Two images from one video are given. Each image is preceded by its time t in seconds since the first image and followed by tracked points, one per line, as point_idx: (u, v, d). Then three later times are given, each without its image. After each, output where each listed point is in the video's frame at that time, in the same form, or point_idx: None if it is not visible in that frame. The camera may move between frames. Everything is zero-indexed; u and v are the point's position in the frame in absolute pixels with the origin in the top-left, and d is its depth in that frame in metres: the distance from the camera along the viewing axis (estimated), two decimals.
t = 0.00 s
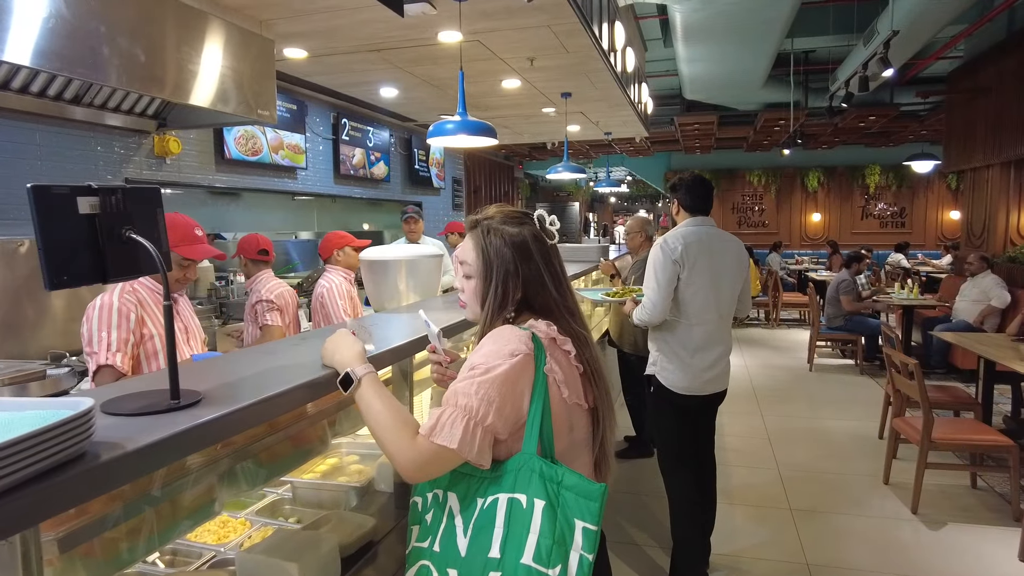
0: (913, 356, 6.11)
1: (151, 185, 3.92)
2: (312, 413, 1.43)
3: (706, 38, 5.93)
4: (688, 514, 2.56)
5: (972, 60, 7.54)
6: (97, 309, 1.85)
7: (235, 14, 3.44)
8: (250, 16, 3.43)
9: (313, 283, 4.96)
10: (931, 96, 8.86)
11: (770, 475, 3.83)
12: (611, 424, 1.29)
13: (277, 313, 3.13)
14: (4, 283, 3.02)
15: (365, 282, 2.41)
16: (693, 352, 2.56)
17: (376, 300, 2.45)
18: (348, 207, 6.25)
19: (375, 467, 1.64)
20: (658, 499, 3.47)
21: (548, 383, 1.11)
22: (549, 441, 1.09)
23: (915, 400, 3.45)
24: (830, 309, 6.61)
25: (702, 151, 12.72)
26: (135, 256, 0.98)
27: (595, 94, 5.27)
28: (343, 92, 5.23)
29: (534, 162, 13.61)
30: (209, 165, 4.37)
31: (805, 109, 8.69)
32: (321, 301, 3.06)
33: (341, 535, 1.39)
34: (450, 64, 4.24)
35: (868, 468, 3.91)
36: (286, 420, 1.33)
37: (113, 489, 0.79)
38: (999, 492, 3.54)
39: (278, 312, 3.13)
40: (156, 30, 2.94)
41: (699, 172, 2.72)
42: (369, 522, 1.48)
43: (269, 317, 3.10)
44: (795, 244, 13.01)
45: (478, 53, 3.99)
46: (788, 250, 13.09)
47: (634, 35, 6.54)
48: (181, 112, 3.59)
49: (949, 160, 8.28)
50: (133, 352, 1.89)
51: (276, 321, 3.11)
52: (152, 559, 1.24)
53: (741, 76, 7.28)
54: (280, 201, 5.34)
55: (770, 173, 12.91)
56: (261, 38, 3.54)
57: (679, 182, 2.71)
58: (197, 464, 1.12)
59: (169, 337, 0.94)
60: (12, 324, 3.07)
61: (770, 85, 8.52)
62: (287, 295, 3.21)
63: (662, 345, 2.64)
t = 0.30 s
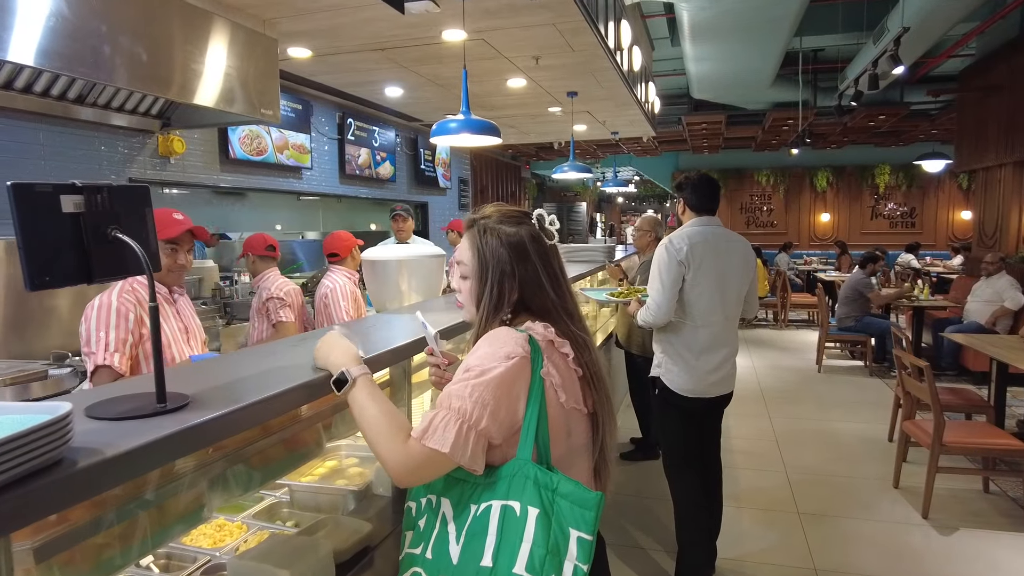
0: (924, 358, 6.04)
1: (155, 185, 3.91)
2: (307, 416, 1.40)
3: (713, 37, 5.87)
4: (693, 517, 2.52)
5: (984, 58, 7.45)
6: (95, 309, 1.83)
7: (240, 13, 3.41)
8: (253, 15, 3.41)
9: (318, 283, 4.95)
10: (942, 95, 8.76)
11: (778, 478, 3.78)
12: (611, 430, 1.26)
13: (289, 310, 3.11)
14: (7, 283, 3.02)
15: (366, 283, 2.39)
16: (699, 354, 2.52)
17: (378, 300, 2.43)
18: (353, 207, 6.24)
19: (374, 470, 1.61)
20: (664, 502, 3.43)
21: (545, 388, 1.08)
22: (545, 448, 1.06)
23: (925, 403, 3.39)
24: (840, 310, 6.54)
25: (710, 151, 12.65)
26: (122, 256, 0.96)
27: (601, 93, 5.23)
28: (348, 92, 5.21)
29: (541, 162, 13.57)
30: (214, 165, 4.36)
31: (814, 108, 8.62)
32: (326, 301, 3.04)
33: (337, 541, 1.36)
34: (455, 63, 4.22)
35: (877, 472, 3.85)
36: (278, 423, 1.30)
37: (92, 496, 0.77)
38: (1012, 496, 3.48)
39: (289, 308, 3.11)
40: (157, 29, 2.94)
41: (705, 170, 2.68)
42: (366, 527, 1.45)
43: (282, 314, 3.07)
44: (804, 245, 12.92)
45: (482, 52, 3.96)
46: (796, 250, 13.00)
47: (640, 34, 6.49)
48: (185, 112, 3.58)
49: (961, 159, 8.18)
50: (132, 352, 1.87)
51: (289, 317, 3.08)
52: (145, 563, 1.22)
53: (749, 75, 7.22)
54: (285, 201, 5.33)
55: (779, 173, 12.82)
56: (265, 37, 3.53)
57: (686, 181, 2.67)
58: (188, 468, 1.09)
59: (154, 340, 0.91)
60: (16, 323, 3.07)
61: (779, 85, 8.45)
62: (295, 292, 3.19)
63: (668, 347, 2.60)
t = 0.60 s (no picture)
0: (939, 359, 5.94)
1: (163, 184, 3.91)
2: (303, 416, 1.37)
3: (724, 34, 5.81)
4: (703, 521, 2.47)
5: (1000, 55, 7.32)
6: (94, 309, 1.82)
7: (246, 12, 3.40)
8: (259, 14, 3.40)
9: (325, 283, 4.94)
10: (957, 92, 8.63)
11: (791, 481, 3.72)
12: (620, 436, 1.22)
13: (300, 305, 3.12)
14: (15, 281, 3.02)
15: (370, 283, 2.37)
16: (708, 355, 2.48)
17: (383, 300, 2.40)
18: (362, 206, 6.23)
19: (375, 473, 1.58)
20: (674, 505, 3.38)
21: (553, 391, 1.04)
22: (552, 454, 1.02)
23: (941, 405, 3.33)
24: (853, 310, 6.46)
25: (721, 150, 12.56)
26: (111, 254, 0.93)
27: (611, 90, 5.18)
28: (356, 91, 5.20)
29: (550, 162, 13.53)
30: (221, 165, 4.36)
31: (826, 107, 8.52)
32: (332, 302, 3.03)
33: (336, 545, 1.33)
34: (462, 61, 4.19)
35: (892, 476, 3.78)
36: (274, 424, 1.27)
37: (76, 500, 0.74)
38: None
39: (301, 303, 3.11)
40: (163, 27, 2.93)
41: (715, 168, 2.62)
42: (365, 531, 1.42)
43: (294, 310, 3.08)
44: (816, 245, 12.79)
45: (490, 50, 3.93)
46: (808, 250, 12.88)
47: (650, 32, 6.44)
48: (192, 111, 3.58)
49: (977, 157, 8.05)
50: (130, 354, 1.86)
51: (300, 313, 3.09)
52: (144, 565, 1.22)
53: (761, 73, 7.14)
54: (293, 200, 5.32)
55: (791, 172, 12.70)
56: (272, 36, 3.52)
57: (696, 179, 2.62)
58: (182, 470, 1.07)
59: (145, 340, 0.88)
60: (23, 322, 3.08)
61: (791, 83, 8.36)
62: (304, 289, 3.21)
63: (677, 348, 2.56)
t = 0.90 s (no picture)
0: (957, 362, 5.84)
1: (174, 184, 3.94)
2: (302, 420, 1.36)
3: (737, 33, 5.75)
4: (713, 526, 2.44)
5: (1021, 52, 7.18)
6: (94, 312, 1.82)
7: (254, 12, 3.34)
8: (268, 15, 3.40)
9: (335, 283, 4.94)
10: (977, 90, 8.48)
11: (803, 486, 3.66)
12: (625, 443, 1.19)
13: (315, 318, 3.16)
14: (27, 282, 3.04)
15: (379, 284, 2.36)
16: (719, 358, 2.44)
17: (391, 301, 2.39)
18: (373, 206, 6.24)
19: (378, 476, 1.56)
20: (684, 509, 3.34)
21: (551, 397, 1.02)
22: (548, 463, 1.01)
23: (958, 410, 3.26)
24: (869, 312, 6.37)
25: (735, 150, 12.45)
26: (104, 255, 0.92)
27: (622, 90, 5.14)
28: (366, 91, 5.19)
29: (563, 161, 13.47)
30: (232, 165, 4.38)
31: (841, 106, 8.42)
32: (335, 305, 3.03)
33: (333, 550, 1.32)
34: (472, 61, 4.17)
35: (908, 481, 3.71)
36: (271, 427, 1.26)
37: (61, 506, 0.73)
38: None
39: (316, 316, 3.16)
40: (172, 29, 2.94)
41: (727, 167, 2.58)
42: (365, 535, 1.40)
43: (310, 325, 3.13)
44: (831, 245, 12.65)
45: (499, 49, 3.91)
46: (823, 251, 12.74)
47: (663, 31, 6.39)
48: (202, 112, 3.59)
49: (996, 157, 7.91)
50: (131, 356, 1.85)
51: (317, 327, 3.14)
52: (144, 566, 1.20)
53: (775, 72, 7.05)
54: (304, 200, 5.34)
55: (806, 172, 12.56)
56: (282, 37, 3.52)
57: (707, 179, 2.58)
58: (173, 474, 1.06)
59: (136, 343, 0.87)
60: (37, 321, 3.10)
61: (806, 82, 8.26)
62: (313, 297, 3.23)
63: (687, 351, 2.52)
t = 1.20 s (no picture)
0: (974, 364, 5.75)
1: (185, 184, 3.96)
2: (303, 419, 1.36)
3: (750, 31, 5.70)
4: (723, 530, 2.40)
5: None
6: (88, 315, 1.84)
7: (264, 14, 3.42)
8: (277, 15, 3.41)
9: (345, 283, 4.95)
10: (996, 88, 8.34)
11: (815, 489, 3.61)
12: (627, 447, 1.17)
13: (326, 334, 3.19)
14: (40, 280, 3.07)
15: (385, 285, 2.35)
16: (731, 361, 2.41)
17: (397, 302, 2.38)
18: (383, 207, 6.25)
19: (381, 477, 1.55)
20: (694, 512, 3.31)
21: (546, 400, 1.01)
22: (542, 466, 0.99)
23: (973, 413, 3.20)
24: (884, 313, 6.29)
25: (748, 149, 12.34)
26: (99, 255, 0.92)
27: (633, 89, 5.10)
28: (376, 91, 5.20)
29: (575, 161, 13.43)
30: (243, 165, 4.41)
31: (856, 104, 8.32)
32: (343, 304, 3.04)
33: (334, 551, 1.31)
34: (481, 61, 4.16)
35: (923, 485, 3.65)
36: (270, 426, 1.25)
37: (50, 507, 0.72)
38: None
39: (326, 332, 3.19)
40: (182, 29, 2.95)
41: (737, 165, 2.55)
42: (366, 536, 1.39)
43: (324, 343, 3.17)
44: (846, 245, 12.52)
45: (509, 49, 3.89)
46: (838, 251, 12.60)
47: (674, 29, 6.34)
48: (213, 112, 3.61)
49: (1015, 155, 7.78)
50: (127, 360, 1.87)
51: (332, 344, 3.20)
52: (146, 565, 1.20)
53: (789, 70, 6.98)
54: (315, 200, 5.35)
55: (821, 171, 12.43)
56: (292, 37, 3.53)
57: (717, 179, 2.55)
58: (169, 474, 1.05)
59: (131, 342, 0.87)
60: (49, 320, 3.13)
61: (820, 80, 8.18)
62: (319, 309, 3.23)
63: (698, 353, 2.49)
